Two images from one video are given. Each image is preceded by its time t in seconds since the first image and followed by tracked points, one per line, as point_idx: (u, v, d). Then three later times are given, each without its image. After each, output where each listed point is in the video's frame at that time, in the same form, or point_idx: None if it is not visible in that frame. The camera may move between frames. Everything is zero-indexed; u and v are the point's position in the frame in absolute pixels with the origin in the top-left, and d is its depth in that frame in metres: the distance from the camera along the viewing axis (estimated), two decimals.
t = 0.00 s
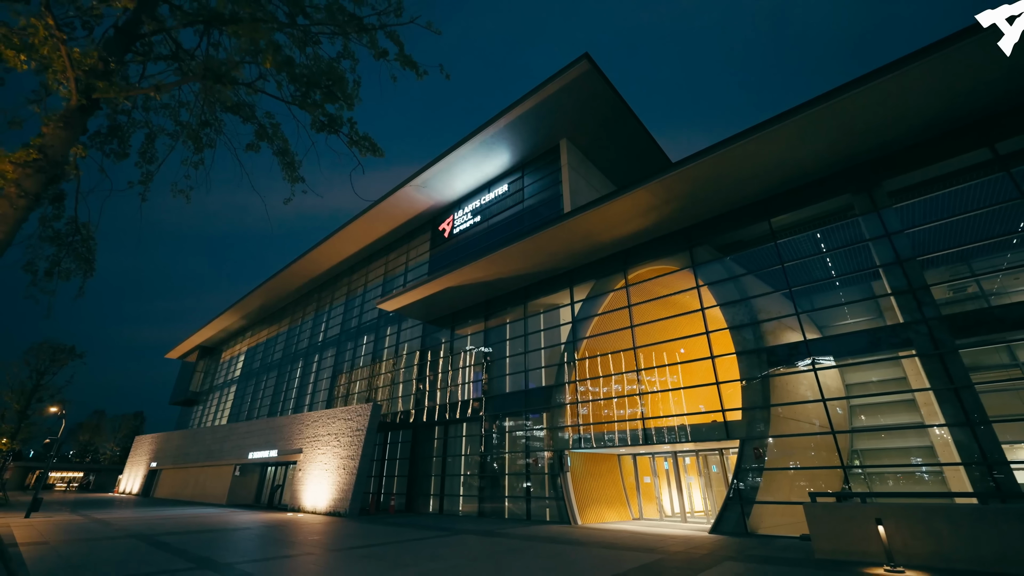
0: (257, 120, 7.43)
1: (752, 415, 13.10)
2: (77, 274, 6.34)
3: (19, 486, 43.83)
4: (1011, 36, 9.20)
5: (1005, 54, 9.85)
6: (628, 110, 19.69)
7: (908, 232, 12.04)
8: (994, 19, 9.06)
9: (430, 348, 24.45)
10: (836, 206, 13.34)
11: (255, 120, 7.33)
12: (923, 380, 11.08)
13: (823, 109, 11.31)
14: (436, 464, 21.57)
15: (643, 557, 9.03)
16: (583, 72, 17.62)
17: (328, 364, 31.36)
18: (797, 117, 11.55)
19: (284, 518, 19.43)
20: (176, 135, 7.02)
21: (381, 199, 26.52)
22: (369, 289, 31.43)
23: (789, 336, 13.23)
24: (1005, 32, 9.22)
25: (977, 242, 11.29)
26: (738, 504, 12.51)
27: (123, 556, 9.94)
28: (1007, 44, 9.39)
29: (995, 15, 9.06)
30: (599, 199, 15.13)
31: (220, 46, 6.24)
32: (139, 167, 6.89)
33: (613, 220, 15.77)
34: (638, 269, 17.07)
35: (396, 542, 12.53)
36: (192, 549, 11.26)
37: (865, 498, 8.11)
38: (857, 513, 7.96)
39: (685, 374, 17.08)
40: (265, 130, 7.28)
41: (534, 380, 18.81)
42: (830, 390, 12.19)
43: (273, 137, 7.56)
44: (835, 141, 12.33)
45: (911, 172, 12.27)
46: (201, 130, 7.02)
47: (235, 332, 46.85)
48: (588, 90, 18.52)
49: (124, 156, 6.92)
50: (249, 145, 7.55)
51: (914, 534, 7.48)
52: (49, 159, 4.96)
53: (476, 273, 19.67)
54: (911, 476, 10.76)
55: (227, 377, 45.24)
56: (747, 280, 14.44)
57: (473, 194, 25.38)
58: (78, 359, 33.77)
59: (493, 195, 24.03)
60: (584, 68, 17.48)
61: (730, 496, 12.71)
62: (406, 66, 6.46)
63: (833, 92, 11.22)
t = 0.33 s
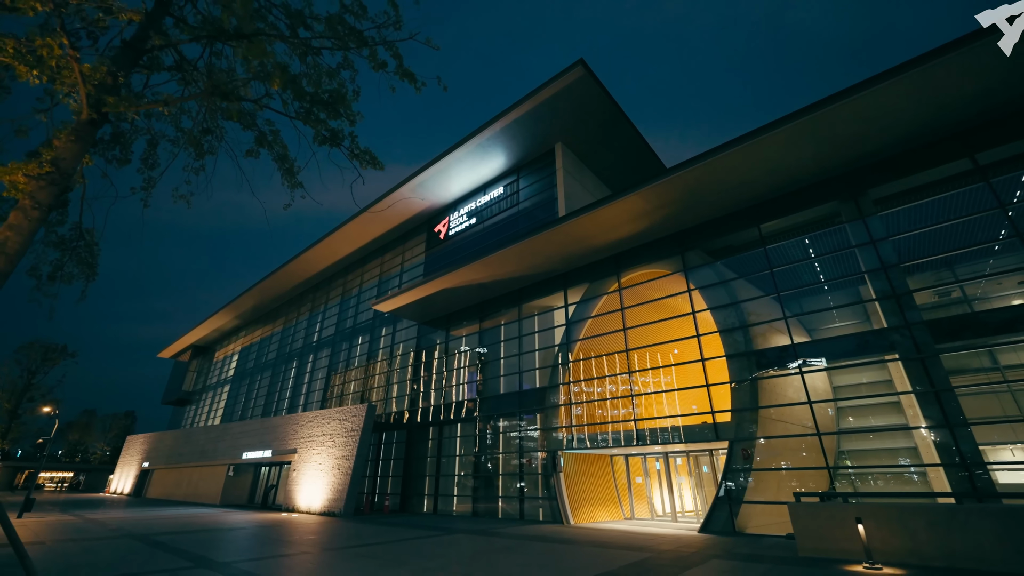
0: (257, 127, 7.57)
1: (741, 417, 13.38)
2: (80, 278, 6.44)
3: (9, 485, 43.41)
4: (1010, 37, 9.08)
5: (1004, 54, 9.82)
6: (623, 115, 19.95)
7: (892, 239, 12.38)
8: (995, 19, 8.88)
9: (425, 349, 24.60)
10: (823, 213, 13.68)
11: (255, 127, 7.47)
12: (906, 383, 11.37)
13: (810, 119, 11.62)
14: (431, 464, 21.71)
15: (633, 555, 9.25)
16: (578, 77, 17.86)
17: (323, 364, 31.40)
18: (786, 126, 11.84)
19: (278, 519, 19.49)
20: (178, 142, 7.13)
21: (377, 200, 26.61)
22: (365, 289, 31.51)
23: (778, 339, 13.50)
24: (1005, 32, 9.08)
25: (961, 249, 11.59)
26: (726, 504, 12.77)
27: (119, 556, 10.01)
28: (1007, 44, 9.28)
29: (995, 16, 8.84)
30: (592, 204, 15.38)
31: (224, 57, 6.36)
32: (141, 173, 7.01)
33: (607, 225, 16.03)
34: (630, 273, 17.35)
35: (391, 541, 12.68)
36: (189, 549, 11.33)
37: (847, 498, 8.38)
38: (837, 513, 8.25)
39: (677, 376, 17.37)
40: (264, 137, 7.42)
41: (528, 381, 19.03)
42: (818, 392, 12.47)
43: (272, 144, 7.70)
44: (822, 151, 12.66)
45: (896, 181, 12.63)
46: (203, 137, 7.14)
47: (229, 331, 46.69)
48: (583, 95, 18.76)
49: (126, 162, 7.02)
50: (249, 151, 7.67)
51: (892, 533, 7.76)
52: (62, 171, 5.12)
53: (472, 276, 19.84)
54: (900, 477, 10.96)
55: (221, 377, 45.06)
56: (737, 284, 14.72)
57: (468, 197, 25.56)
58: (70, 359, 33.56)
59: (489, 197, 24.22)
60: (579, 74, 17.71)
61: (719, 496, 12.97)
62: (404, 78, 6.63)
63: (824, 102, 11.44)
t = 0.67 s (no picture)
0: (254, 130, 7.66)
1: (725, 418, 13.70)
2: (75, 279, 6.49)
3: None
4: (1011, 37, 9.24)
5: (1005, 54, 9.87)
6: (614, 120, 20.22)
7: (872, 247, 12.80)
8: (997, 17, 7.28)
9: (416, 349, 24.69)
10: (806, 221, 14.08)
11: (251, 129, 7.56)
12: (884, 385, 11.76)
13: (794, 130, 11.97)
14: (421, 464, 21.82)
15: (618, 553, 9.48)
16: (571, 82, 18.09)
17: (313, 363, 31.30)
18: (771, 136, 12.19)
19: (266, 518, 19.45)
20: (174, 144, 7.18)
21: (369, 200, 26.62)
22: (356, 289, 31.48)
23: (762, 342, 13.84)
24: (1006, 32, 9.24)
25: (940, 256, 11.98)
26: (710, 504, 13.06)
27: (108, 555, 10.01)
28: (1008, 44, 9.41)
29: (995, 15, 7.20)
30: (583, 208, 15.64)
31: (221, 62, 6.43)
32: (137, 174, 7.06)
33: (597, 228, 16.28)
34: (620, 276, 17.64)
35: (382, 540, 12.78)
36: (179, 548, 11.34)
37: (823, 496, 8.69)
38: (815, 511, 8.56)
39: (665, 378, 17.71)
40: (260, 139, 7.51)
41: (518, 382, 19.23)
42: (799, 395, 12.82)
43: (267, 146, 7.79)
44: (805, 160, 13.03)
45: (875, 190, 13.06)
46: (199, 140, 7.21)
47: (217, 330, 46.28)
48: (576, 100, 19.00)
49: (122, 163, 7.06)
50: (244, 153, 7.73)
51: (867, 530, 8.07)
52: (65, 177, 5.22)
53: (464, 277, 19.99)
54: (883, 477, 11.27)
55: (208, 376, 44.63)
56: (723, 288, 15.05)
57: (461, 198, 25.68)
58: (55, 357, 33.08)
59: (481, 199, 24.37)
60: (571, 79, 17.94)
61: (703, 496, 13.24)
62: (400, 87, 6.77)
63: (808, 113, 11.78)
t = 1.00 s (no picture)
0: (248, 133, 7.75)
1: (708, 420, 14.06)
2: (66, 280, 6.54)
3: None
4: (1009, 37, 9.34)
5: (976, 73, 10.32)
6: (604, 125, 20.50)
7: (850, 255, 13.24)
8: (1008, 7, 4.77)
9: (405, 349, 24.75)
10: (788, 228, 14.50)
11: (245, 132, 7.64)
12: (860, 389, 12.21)
13: (777, 141, 12.35)
14: (409, 464, 21.91)
15: (602, 550, 9.74)
16: (562, 87, 18.32)
17: (301, 362, 31.16)
18: (755, 146, 12.56)
19: (252, 517, 19.40)
20: (167, 146, 7.23)
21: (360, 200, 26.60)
22: (346, 287, 31.41)
23: (745, 346, 14.22)
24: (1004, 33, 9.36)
25: (916, 264, 12.43)
26: (693, 503, 13.37)
27: (93, 554, 10.00)
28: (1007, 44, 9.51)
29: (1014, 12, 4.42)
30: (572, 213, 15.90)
31: (218, 69, 6.50)
32: (130, 175, 7.10)
33: (587, 232, 16.55)
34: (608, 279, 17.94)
35: (369, 539, 12.92)
36: (165, 546, 11.36)
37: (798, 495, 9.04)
38: (790, 510, 8.90)
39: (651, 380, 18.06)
40: (253, 141, 7.59)
41: (507, 383, 19.43)
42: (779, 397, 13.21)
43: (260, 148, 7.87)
44: (788, 169, 13.42)
45: (854, 200, 13.50)
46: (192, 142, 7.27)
47: (203, 327, 45.73)
48: (567, 105, 19.24)
49: (115, 164, 7.09)
50: (236, 155, 7.79)
51: (839, 528, 8.42)
52: (65, 183, 5.28)
53: (454, 278, 20.13)
54: (863, 477, 11.72)
55: (194, 373, 44.08)
56: (708, 293, 15.43)
57: (452, 199, 25.79)
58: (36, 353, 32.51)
59: (472, 200, 24.52)
60: (563, 84, 18.18)
61: (686, 496, 13.55)
62: (394, 96, 6.93)
63: (791, 124, 12.15)
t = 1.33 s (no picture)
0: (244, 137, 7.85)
1: (693, 421, 14.40)
2: (63, 281, 6.65)
3: None
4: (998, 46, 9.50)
5: (951, 88, 10.74)
6: (596, 130, 20.78)
7: (832, 262, 13.64)
8: None
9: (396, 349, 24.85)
10: (773, 235, 14.90)
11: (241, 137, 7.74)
12: (840, 391, 12.63)
13: (763, 150, 12.70)
14: (399, 463, 22.01)
15: (587, 548, 10.00)
16: (555, 92, 18.56)
17: (291, 361, 31.09)
18: (741, 155, 12.90)
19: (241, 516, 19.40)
20: (164, 149, 7.31)
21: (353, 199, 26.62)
22: (337, 287, 31.40)
23: (729, 349, 14.61)
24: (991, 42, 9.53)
25: (895, 271, 12.85)
26: (677, 502, 13.68)
27: (82, 553, 10.03)
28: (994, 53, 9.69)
29: None
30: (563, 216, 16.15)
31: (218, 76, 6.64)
32: (126, 177, 7.18)
33: (577, 236, 16.82)
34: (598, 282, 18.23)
35: (359, 537, 13.05)
36: (154, 544, 11.41)
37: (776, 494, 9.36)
38: (768, 508, 9.22)
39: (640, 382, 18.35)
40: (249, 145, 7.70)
41: (497, 384, 19.63)
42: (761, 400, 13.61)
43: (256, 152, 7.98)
44: (773, 177, 13.79)
45: (837, 208, 13.92)
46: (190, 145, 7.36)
47: (192, 325, 45.34)
48: (559, 109, 19.48)
49: (111, 166, 7.17)
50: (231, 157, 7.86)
51: (815, 526, 8.74)
52: (70, 190, 5.33)
53: (446, 280, 20.29)
54: (847, 477, 11.94)
55: (182, 372, 43.65)
56: (695, 296, 15.77)
57: (445, 200, 25.93)
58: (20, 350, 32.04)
59: (465, 201, 24.68)
60: (556, 89, 18.43)
61: (671, 495, 13.84)
62: (390, 105, 7.13)
63: (776, 134, 12.50)
